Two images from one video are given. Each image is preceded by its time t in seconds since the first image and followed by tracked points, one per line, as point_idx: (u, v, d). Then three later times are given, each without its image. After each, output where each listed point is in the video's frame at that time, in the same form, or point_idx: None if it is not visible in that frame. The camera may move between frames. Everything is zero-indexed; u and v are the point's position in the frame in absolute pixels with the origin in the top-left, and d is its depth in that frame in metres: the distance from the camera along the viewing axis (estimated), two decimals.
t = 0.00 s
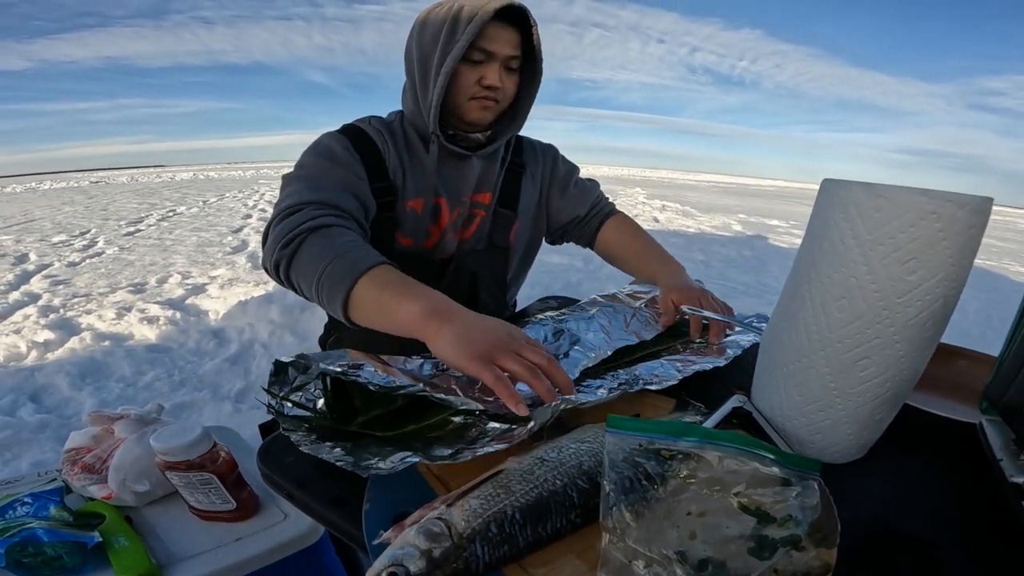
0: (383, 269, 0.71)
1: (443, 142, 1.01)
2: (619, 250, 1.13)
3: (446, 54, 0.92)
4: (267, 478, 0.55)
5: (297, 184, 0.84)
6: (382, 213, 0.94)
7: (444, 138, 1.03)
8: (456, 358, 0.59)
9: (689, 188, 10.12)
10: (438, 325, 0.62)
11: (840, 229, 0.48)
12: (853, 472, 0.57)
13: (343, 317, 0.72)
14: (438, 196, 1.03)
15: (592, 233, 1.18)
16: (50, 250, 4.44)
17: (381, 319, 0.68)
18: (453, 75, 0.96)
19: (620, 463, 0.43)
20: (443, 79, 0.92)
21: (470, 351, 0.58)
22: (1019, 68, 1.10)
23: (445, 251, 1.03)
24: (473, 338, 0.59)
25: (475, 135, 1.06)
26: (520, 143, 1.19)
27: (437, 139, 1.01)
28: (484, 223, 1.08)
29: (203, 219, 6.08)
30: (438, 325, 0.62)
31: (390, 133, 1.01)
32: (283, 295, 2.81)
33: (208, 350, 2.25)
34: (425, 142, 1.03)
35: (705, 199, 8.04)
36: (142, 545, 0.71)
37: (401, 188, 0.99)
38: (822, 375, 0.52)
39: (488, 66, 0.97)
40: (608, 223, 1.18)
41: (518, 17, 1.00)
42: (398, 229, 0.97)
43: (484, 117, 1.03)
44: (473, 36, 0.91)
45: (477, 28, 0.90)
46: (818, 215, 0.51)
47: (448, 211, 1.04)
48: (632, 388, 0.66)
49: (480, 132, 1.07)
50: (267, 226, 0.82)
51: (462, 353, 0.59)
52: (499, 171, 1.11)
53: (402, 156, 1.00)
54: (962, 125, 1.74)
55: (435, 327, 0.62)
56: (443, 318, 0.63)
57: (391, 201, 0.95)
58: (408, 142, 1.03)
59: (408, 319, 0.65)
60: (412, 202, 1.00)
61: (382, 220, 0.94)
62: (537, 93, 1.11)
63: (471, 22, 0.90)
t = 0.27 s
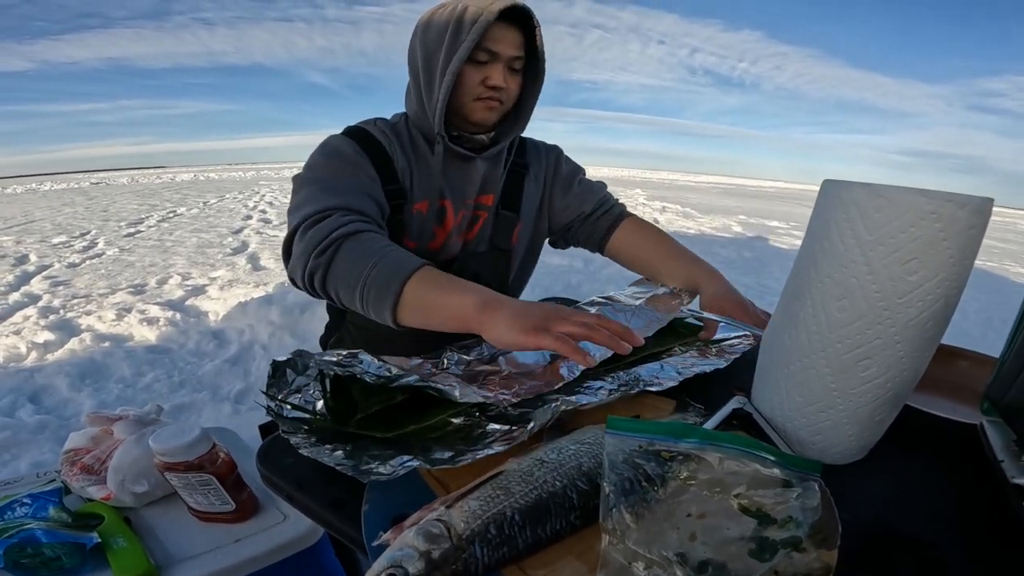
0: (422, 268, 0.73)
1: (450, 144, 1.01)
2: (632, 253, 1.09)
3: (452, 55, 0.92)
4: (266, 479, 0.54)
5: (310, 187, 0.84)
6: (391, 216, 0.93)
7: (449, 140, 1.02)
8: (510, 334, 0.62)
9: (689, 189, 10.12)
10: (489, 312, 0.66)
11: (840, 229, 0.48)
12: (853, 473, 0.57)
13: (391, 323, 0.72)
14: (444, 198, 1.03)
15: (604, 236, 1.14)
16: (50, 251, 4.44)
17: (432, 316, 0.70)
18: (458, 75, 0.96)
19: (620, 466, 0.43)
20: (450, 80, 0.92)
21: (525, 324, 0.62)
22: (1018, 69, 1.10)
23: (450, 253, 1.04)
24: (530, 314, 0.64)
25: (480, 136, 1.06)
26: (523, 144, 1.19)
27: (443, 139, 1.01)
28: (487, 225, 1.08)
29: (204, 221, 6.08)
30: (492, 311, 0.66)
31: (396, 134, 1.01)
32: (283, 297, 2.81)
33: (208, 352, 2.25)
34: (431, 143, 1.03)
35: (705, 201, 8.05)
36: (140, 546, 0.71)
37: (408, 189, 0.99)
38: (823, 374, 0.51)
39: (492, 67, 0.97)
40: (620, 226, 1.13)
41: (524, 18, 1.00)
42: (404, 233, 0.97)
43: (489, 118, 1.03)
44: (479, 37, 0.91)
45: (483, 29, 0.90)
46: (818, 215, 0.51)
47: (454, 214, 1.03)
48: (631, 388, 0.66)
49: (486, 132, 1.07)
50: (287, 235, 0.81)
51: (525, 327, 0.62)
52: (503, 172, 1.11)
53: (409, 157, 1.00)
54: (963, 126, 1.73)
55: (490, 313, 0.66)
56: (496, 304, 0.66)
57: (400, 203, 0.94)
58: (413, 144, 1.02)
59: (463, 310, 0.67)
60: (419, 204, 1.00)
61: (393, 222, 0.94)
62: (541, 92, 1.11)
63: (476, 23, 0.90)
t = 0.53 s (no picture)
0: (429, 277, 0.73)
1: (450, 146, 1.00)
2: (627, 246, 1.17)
3: (452, 55, 0.91)
4: (259, 481, 0.54)
5: (308, 193, 0.83)
6: (392, 220, 0.92)
7: (450, 142, 1.02)
8: (523, 323, 0.64)
9: (690, 190, 10.12)
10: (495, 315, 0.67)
11: (841, 230, 0.47)
12: (854, 476, 0.57)
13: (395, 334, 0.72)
14: (445, 201, 1.02)
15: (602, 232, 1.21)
16: (50, 252, 4.44)
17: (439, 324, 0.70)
18: (459, 76, 0.96)
19: (617, 471, 0.42)
20: (450, 80, 0.91)
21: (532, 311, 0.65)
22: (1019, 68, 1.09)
23: (451, 257, 1.03)
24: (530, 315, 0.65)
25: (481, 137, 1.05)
26: (525, 146, 1.18)
27: (443, 142, 1.00)
28: (488, 229, 1.07)
29: (204, 222, 6.08)
30: (497, 309, 0.68)
31: (396, 135, 1.00)
32: (282, 298, 2.80)
33: (207, 353, 2.24)
34: (431, 146, 1.02)
35: (706, 202, 8.04)
36: (134, 549, 0.70)
37: (410, 193, 0.98)
38: (825, 379, 0.51)
39: (494, 67, 0.96)
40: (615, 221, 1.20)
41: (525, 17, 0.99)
42: (405, 237, 0.96)
43: (491, 118, 1.03)
44: (480, 36, 0.90)
45: (483, 28, 0.89)
46: (819, 216, 0.50)
47: (455, 217, 1.02)
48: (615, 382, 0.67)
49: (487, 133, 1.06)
50: (284, 243, 0.79)
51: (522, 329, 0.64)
52: (504, 175, 1.10)
53: (410, 159, 0.99)
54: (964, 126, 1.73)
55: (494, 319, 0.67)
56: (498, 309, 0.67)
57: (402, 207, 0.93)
58: (415, 146, 1.01)
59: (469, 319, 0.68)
60: (420, 207, 0.99)
61: (394, 226, 0.93)
62: (544, 91, 1.11)
63: (477, 22, 0.90)
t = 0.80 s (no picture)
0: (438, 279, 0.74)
1: (444, 150, 1.00)
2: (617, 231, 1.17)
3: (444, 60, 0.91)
4: (253, 486, 0.54)
5: (307, 197, 0.83)
6: (389, 222, 0.92)
7: (445, 145, 1.02)
8: (529, 347, 0.65)
9: (690, 192, 10.12)
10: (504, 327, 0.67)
11: (839, 234, 0.47)
12: (850, 481, 0.56)
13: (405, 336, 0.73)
14: (442, 203, 1.02)
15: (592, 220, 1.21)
16: (51, 254, 4.44)
17: (451, 327, 0.71)
18: (453, 81, 0.96)
19: (611, 478, 0.42)
20: (443, 85, 0.91)
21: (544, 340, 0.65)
22: (1018, 71, 1.09)
23: (448, 259, 1.03)
24: (539, 328, 0.66)
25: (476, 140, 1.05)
26: (519, 148, 1.19)
27: (439, 147, 1.00)
28: (484, 230, 1.08)
29: (205, 224, 6.09)
30: (507, 322, 0.67)
31: (390, 137, 1.00)
32: (281, 300, 2.80)
33: (206, 355, 2.24)
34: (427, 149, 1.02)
35: (705, 204, 8.05)
36: (129, 551, 0.70)
37: (406, 195, 0.98)
38: (822, 383, 0.51)
39: (487, 72, 0.97)
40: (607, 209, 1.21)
41: (517, 21, 0.99)
42: (402, 239, 0.96)
43: (485, 123, 1.03)
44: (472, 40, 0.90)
45: (475, 32, 0.89)
46: (816, 219, 0.50)
47: (452, 219, 1.03)
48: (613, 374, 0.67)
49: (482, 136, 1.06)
50: (288, 247, 0.79)
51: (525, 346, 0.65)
52: (499, 176, 1.10)
53: (406, 162, 0.99)
54: (962, 129, 1.74)
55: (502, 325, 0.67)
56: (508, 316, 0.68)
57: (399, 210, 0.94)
58: (410, 150, 1.01)
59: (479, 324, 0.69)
60: (417, 210, 0.99)
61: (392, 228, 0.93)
62: (535, 98, 1.10)
63: (468, 27, 0.90)
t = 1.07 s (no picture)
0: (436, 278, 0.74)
1: (433, 150, 1.01)
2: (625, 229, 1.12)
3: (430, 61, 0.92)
4: (255, 490, 0.54)
5: (305, 199, 0.83)
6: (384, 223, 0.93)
7: (437, 146, 1.02)
8: (523, 350, 0.64)
9: (690, 196, 10.12)
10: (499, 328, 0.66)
11: (839, 238, 0.47)
12: (851, 485, 0.56)
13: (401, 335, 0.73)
14: (436, 204, 1.03)
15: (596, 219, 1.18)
16: (51, 257, 4.44)
17: (446, 326, 0.71)
18: (440, 83, 0.96)
19: (613, 482, 0.42)
20: (429, 86, 0.91)
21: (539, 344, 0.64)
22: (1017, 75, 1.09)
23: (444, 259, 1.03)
24: (535, 332, 0.65)
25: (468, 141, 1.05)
26: (513, 147, 1.19)
27: (430, 146, 1.00)
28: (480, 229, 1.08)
29: (205, 227, 6.10)
30: (504, 322, 0.66)
31: (385, 141, 1.00)
32: (281, 304, 2.80)
33: (206, 358, 2.24)
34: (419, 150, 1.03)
35: (705, 207, 8.06)
36: (129, 555, 0.70)
37: (401, 196, 0.98)
38: (823, 387, 0.51)
39: (475, 73, 0.96)
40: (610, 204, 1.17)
41: (502, 22, 0.99)
42: (398, 240, 0.97)
43: (476, 125, 1.02)
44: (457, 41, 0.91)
45: (459, 33, 0.89)
46: (817, 224, 0.50)
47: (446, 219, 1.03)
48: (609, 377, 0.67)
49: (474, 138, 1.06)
50: (291, 247, 0.80)
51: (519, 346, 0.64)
52: (494, 176, 1.10)
53: (400, 164, 1.00)
54: (961, 132, 1.74)
55: (497, 327, 0.66)
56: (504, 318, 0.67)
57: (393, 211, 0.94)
58: (404, 151, 1.02)
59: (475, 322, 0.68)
60: (411, 210, 0.99)
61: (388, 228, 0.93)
62: (527, 98, 1.10)
63: (453, 28, 0.90)
